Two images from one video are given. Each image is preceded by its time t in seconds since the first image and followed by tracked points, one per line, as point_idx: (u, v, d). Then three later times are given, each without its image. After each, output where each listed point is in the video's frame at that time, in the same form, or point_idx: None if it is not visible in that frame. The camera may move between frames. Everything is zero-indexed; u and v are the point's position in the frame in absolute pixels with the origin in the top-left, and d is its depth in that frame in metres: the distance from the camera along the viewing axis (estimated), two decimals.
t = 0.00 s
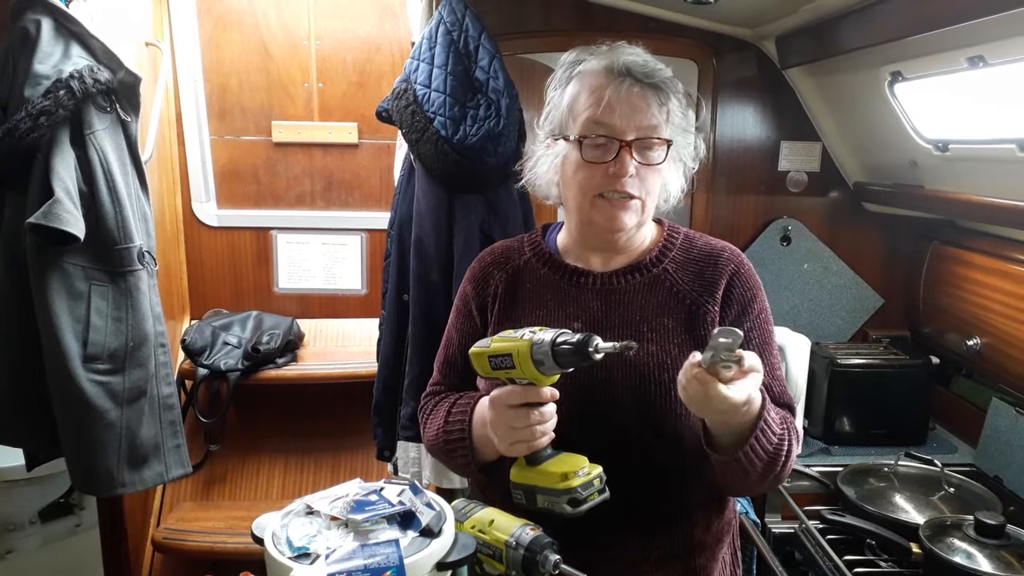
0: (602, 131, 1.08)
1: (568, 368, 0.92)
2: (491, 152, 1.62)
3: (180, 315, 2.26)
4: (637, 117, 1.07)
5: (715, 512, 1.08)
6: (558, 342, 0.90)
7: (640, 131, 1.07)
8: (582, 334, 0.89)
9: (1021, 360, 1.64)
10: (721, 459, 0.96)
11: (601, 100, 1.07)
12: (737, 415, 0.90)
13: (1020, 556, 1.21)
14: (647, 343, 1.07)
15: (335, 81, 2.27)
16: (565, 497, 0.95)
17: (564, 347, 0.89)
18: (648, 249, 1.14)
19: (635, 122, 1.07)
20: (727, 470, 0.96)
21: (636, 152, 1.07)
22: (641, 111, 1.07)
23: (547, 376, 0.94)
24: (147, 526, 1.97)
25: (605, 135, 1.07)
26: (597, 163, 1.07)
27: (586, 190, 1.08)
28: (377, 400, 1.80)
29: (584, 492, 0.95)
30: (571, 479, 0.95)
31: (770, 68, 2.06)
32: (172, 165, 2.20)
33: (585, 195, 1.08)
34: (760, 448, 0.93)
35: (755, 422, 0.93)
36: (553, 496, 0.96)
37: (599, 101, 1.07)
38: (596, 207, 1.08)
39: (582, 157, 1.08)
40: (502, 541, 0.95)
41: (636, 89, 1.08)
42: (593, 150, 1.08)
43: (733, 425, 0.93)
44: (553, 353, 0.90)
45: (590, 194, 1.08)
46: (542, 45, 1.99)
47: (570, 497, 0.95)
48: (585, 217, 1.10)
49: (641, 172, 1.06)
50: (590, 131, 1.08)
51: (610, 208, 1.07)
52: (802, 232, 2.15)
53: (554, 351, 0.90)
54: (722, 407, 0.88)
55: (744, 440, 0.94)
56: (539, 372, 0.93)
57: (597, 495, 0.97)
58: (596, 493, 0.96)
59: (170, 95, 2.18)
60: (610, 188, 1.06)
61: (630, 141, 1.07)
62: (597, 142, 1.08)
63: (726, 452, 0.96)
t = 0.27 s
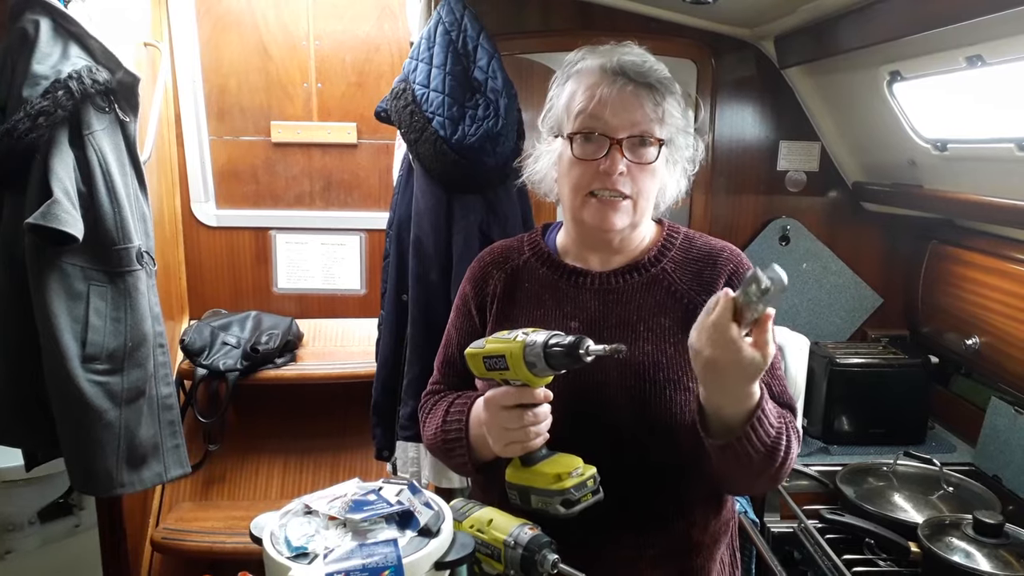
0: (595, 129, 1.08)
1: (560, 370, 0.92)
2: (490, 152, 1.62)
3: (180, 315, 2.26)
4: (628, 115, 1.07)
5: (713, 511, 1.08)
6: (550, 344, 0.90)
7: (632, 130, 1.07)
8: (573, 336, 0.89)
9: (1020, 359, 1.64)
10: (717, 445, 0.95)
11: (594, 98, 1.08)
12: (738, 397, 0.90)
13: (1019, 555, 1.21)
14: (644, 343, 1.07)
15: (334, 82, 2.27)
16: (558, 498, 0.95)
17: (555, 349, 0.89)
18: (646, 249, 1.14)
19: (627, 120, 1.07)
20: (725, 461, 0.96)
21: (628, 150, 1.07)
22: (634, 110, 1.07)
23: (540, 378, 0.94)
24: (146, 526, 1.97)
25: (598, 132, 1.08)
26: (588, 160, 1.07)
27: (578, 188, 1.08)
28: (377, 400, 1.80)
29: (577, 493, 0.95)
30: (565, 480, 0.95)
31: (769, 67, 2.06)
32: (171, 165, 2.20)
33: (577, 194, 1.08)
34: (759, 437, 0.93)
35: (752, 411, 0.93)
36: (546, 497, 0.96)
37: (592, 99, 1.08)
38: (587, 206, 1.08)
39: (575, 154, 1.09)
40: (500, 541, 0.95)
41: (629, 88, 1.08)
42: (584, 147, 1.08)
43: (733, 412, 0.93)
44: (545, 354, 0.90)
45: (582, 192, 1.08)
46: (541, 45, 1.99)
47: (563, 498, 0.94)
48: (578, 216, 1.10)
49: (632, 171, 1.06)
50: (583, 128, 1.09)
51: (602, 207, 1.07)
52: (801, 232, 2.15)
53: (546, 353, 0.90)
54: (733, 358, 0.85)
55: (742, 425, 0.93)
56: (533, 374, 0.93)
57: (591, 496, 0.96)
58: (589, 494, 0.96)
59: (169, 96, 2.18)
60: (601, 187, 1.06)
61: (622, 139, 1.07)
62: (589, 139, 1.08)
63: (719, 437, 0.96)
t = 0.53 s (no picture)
0: (595, 131, 1.08)
1: (562, 369, 0.92)
2: (489, 154, 1.62)
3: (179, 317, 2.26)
4: (627, 116, 1.07)
5: (715, 516, 1.08)
6: (551, 344, 0.90)
7: (631, 131, 1.07)
8: (575, 335, 0.89)
9: (1020, 361, 1.64)
10: (716, 454, 0.95)
11: (594, 99, 1.08)
12: (736, 405, 0.91)
13: (1019, 558, 1.21)
14: (645, 346, 1.07)
15: (334, 84, 2.27)
16: (559, 499, 0.95)
17: (557, 348, 0.89)
18: (647, 252, 1.14)
19: (626, 121, 1.07)
20: (725, 469, 0.95)
21: (627, 151, 1.07)
22: (633, 110, 1.07)
23: (541, 378, 0.94)
24: (145, 528, 1.97)
25: (598, 134, 1.08)
26: (588, 162, 1.07)
27: (578, 190, 1.08)
28: (376, 403, 1.79)
29: (578, 494, 0.94)
30: (566, 481, 0.95)
31: (769, 70, 2.06)
32: (171, 167, 2.20)
33: (577, 196, 1.08)
34: (758, 444, 0.93)
35: (750, 419, 0.93)
36: (547, 498, 0.96)
37: (591, 101, 1.08)
38: (587, 208, 1.08)
39: (575, 155, 1.09)
40: (499, 543, 0.95)
41: (628, 89, 1.08)
42: (584, 149, 1.08)
43: (732, 420, 0.93)
44: (546, 354, 0.90)
45: (581, 194, 1.08)
46: (540, 47, 2.00)
47: (564, 499, 0.94)
48: (578, 217, 1.09)
49: (632, 172, 1.06)
50: (582, 130, 1.09)
51: (601, 208, 1.07)
52: (801, 234, 2.15)
53: (548, 352, 0.90)
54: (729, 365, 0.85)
55: (740, 432, 0.93)
56: (534, 374, 0.93)
57: (592, 497, 0.96)
58: (590, 496, 0.96)
59: (169, 97, 2.18)
60: (601, 188, 1.06)
61: (621, 140, 1.07)
62: (588, 141, 1.08)
63: (719, 445, 0.95)
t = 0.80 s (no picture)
0: (598, 138, 1.07)
1: (566, 369, 0.92)
2: (489, 154, 1.62)
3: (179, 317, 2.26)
4: (631, 123, 1.06)
5: (718, 515, 1.08)
6: (556, 343, 0.90)
7: (635, 138, 1.06)
8: (579, 334, 0.89)
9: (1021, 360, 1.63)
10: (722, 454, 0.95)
11: (597, 106, 1.07)
12: (744, 402, 0.90)
13: (1021, 557, 1.20)
14: (648, 345, 1.07)
15: (334, 84, 2.27)
16: (564, 500, 0.94)
17: (561, 348, 0.89)
18: (648, 252, 1.13)
19: (630, 128, 1.06)
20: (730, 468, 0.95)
21: (631, 159, 1.06)
22: (637, 118, 1.06)
23: (545, 377, 0.94)
24: (146, 528, 1.97)
25: (601, 141, 1.07)
26: (591, 170, 1.06)
27: (582, 196, 1.08)
28: (377, 403, 1.79)
29: (583, 494, 0.94)
30: (570, 481, 0.95)
31: (769, 69, 2.06)
32: (171, 167, 2.20)
33: (580, 201, 1.08)
34: (765, 442, 0.93)
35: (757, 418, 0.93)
36: (551, 499, 0.95)
37: (594, 107, 1.07)
38: (591, 214, 1.07)
39: (577, 162, 1.08)
40: (500, 543, 0.95)
41: (631, 95, 1.07)
42: (587, 156, 1.07)
43: (739, 418, 0.93)
44: (550, 354, 0.90)
45: (585, 201, 1.07)
46: (540, 46, 1.99)
47: (569, 499, 0.94)
48: (581, 223, 1.09)
49: (636, 179, 1.06)
50: (585, 137, 1.08)
51: (605, 215, 1.07)
52: (801, 233, 2.15)
53: (552, 352, 0.90)
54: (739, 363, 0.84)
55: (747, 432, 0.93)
56: (538, 374, 0.93)
57: (596, 497, 0.96)
58: (595, 496, 0.96)
59: (169, 97, 2.18)
60: (605, 196, 1.06)
61: (624, 148, 1.06)
62: (591, 148, 1.07)
63: (726, 444, 0.95)
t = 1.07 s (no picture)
0: (599, 152, 1.06)
1: (567, 370, 0.92)
2: (489, 153, 1.62)
3: (178, 316, 2.25)
4: (633, 135, 1.05)
5: (717, 517, 1.08)
6: (557, 345, 0.90)
7: (636, 151, 1.05)
8: (581, 336, 0.89)
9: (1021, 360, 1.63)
10: (727, 457, 0.95)
11: (598, 120, 1.06)
12: (749, 406, 0.90)
13: (1020, 557, 1.20)
14: (647, 346, 1.07)
15: (333, 82, 2.27)
16: (564, 501, 0.94)
17: (563, 350, 0.89)
18: (649, 252, 1.13)
19: (632, 141, 1.05)
20: (733, 471, 0.95)
21: (633, 170, 1.06)
22: (639, 130, 1.05)
23: (546, 379, 0.94)
24: (145, 527, 1.96)
25: (602, 155, 1.06)
26: (593, 184, 1.06)
27: (584, 208, 1.08)
28: (376, 402, 1.79)
29: (583, 495, 0.94)
30: (570, 483, 0.95)
31: (769, 68, 2.05)
32: (170, 165, 2.20)
33: (583, 213, 1.09)
34: (768, 445, 0.93)
35: (762, 421, 0.93)
36: (551, 500, 0.95)
37: (595, 120, 1.06)
38: (594, 225, 1.08)
39: (579, 176, 1.07)
40: (499, 544, 0.94)
41: (633, 107, 1.06)
42: (588, 170, 1.07)
43: (744, 422, 0.93)
44: (552, 355, 0.90)
45: (589, 212, 1.08)
46: (540, 45, 1.99)
47: (569, 501, 0.94)
48: (584, 232, 1.10)
49: (638, 192, 1.06)
50: (586, 151, 1.07)
51: (608, 227, 1.07)
52: (801, 232, 2.15)
53: (553, 354, 0.90)
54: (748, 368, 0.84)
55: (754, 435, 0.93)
56: (538, 375, 0.93)
57: (597, 499, 0.96)
58: (595, 497, 0.95)
59: (168, 96, 2.18)
60: (608, 209, 1.06)
61: (626, 161, 1.05)
62: (593, 162, 1.06)
63: (730, 448, 0.95)
